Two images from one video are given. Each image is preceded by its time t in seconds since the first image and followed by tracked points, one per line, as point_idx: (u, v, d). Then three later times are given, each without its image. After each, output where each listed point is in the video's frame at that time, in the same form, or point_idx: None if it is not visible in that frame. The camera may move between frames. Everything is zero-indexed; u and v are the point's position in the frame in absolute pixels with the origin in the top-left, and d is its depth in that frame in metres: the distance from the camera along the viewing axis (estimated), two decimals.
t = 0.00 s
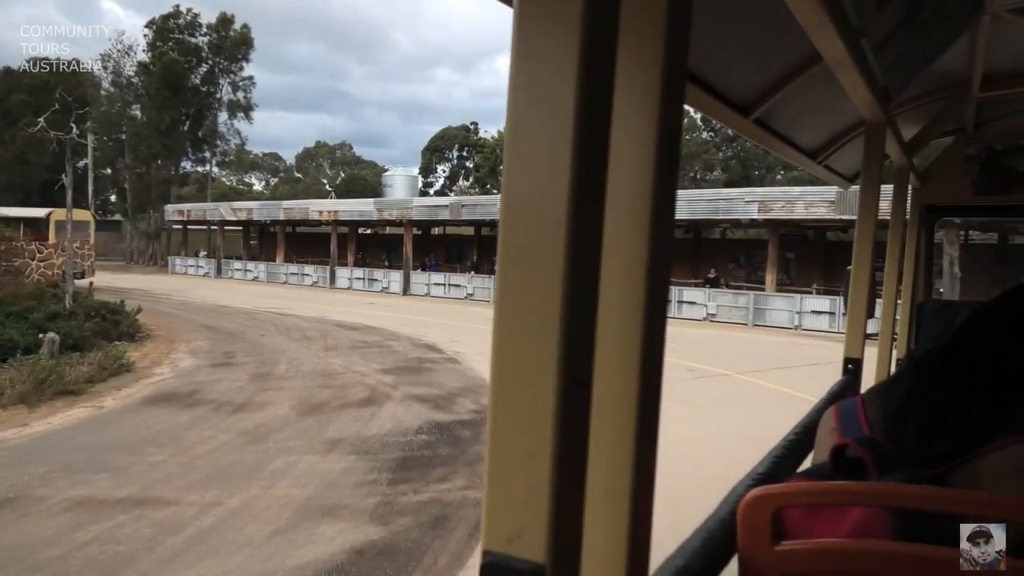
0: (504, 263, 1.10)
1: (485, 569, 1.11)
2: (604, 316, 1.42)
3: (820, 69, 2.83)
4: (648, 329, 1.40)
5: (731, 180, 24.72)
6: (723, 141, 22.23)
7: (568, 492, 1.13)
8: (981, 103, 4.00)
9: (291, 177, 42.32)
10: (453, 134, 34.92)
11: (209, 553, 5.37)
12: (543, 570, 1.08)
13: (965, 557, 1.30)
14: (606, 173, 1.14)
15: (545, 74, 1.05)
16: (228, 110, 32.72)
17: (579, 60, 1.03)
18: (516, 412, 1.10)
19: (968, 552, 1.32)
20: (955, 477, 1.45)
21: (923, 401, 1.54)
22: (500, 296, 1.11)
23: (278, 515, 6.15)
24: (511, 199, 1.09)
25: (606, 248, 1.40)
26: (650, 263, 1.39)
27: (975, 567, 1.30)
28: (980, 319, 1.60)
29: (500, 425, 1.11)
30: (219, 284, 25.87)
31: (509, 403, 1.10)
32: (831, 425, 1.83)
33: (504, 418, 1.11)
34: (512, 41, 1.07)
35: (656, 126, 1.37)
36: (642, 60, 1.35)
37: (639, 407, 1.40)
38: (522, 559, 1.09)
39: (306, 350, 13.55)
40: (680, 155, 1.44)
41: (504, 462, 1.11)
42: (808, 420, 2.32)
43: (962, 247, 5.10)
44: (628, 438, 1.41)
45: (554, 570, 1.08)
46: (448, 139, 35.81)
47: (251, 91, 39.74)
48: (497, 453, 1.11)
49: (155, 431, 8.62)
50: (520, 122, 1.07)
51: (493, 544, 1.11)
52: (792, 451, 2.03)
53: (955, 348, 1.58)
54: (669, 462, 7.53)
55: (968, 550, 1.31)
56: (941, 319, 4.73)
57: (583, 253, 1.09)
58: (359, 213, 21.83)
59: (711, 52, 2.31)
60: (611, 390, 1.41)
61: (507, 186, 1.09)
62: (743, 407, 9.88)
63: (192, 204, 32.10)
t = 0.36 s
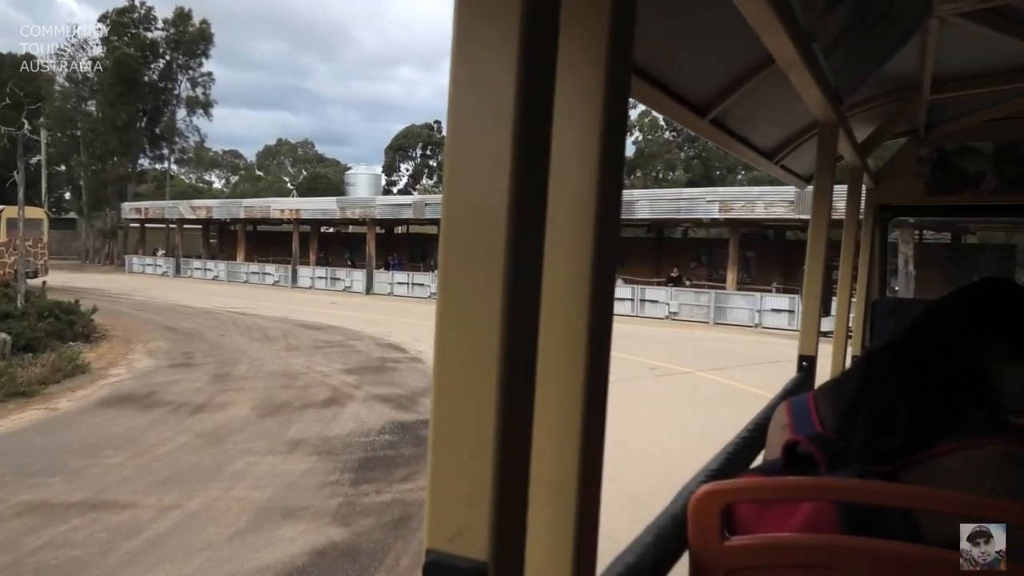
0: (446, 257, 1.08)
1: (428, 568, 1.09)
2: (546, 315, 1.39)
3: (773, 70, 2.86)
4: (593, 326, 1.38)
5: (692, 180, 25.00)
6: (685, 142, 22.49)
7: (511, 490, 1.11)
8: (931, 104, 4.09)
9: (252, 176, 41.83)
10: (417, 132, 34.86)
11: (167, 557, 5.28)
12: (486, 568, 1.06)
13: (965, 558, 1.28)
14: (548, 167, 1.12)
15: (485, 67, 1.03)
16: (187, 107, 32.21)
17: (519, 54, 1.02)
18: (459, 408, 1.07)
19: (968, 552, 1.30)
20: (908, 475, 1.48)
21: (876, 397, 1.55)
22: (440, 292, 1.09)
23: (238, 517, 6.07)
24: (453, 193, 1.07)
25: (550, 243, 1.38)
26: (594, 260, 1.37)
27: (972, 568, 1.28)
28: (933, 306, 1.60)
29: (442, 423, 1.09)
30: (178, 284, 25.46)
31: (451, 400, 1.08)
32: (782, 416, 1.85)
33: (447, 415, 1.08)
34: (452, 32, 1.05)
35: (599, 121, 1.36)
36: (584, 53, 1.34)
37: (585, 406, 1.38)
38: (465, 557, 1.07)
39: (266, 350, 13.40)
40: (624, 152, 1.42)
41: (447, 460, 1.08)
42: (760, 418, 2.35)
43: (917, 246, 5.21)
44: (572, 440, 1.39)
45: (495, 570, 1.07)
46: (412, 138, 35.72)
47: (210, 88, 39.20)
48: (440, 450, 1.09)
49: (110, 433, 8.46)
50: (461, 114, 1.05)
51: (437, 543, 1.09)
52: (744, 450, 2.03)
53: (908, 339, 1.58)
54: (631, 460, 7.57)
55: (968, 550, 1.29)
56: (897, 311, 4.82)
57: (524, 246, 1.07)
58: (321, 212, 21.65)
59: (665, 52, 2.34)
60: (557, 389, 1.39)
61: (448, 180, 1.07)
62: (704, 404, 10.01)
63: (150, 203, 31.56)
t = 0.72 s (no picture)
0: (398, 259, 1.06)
1: (382, 570, 1.08)
2: (503, 315, 1.34)
3: (737, 72, 2.89)
4: (550, 329, 1.33)
5: (662, 180, 25.18)
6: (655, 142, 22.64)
7: (466, 493, 1.10)
8: (892, 106, 4.15)
9: (221, 174, 41.38)
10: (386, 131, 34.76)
11: (132, 562, 5.20)
12: (440, 569, 1.06)
13: (965, 557, 1.29)
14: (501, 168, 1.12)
15: (436, 68, 1.02)
16: (153, 104, 31.78)
17: (472, 56, 1.01)
18: (414, 411, 1.07)
19: (968, 552, 1.30)
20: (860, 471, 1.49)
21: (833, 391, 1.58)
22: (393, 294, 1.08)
23: (205, 520, 6.00)
24: (404, 193, 1.06)
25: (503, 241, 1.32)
26: (552, 260, 1.31)
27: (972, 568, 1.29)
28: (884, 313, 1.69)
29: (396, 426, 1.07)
30: (144, 284, 25.10)
31: (406, 402, 1.07)
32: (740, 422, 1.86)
33: (400, 416, 1.07)
34: (405, 33, 1.04)
35: (554, 116, 1.29)
36: (539, 45, 1.27)
37: (541, 412, 1.33)
38: (418, 558, 1.06)
39: (235, 351, 13.25)
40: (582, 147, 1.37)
41: (402, 463, 1.07)
42: (723, 416, 2.36)
43: (882, 246, 5.28)
44: (531, 447, 1.34)
45: (449, 571, 1.06)
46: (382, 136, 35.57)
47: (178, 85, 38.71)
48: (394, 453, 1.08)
49: (74, 435, 8.31)
50: (413, 116, 1.04)
51: (390, 545, 1.08)
52: (706, 449, 2.04)
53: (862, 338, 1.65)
54: (602, 460, 7.59)
55: (967, 550, 1.29)
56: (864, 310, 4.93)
57: (476, 247, 1.06)
58: (290, 211, 21.47)
59: (629, 51, 2.34)
60: (513, 394, 1.33)
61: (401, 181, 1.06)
62: (673, 404, 10.08)
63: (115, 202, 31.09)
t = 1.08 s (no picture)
0: (345, 258, 1.05)
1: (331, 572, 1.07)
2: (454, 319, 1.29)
3: (699, 74, 2.91)
4: (503, 330, 1.30)
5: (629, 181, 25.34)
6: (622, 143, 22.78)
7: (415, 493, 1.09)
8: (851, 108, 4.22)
9: (184, 173, 40.82)
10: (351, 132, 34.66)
11: (91, 567, 5.10)
12: (388, 571, 1.04)
13: (965, 558, 1.30)
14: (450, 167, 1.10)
15: (382, 67, 1.01)
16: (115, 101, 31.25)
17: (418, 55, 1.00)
18: (361, 411, 1.05)
19: (968, 551, 1.30)
20: (815, 469, 1.49)
21: (797, 390, 1.59)
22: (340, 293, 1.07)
23: (167, 524, 5.90)
24: (352, 192, 1.04)
25: (454, 241, 1.29)
26: (504, 260, 1.29)
27: (975, 566, 1.30)
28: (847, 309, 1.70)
29: (345, 426, 1.06)
30: (105, 284, 24.65)
31: (354, 402, 1.06)
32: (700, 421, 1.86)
33: (349, 418, 1.06)
34: (352, 31, 1.03)
35: (506, 113, 1.27)
36: (491, 42, 1.25)
37: (492, 413, 1.31)
38: (367, 560, 1.05)
39: (198, 352, 13.07)
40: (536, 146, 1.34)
41: (350, 464, 1.06)
42: (685, 415, 2.37)
43: (843, 246, 5.37)
44: (485, 447, 1.32)
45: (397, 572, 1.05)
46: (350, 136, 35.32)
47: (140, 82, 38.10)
48: (342, 456, 1.06)
49: (32, 439, 8.13)
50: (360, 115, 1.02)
51: (337, 547, 1.07)
52: (666, 449, 2.03)
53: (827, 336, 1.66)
54: (569, 460, 7.61)
55: (969, 550, 1.29)
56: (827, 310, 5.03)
57: (424, 247, 1.05)
58: (256, 210, 21.24)
59: (589, 51, 2.35)
60: (466, 396, 1.31)
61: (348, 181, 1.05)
62: (639, 403, 10.15)
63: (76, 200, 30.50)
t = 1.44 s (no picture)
0: (297, 261, 1.04)
1: None
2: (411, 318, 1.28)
3: (662, 76, 2.93)
4: (462, 332, 1.29)
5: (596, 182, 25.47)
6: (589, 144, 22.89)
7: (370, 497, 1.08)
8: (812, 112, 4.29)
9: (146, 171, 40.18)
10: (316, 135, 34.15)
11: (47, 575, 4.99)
12: None
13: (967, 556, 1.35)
14: (406, 168, 1.09)
15: (334, 66, 0.99)
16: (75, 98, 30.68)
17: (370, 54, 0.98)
18: (315, 417, 1.03)
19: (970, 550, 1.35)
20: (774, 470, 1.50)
21: (755, 393, 1.60)
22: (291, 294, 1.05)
23: (127, 530, 5.80)
24: (305, 193, 1.03)
25: (411, 242, 1.28)
26: (462, 261, 1.28)
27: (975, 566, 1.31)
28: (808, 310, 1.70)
29: (298, 431, 1.04)
30: (64, 285, 24.17)
31: (307, 406, 1.04)
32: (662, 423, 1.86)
33: (301, 422, 1.04)
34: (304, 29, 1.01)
35: (465, 111, 1.25)
36: (447, 40, 1.23)
37: (451, 416, 1.29)
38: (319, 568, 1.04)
39: (160, 353, 12.86)
40: (494, 145, 1.33)
41: (301, 469, 1.05)
42: (648, 416, 2.38)
43: (806, 246, 5.41)
44: (443, 449, 1.30)
45: None
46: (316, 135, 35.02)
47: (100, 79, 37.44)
48: (293, 462, 1.05)
49: None
50: (312, 115, 1.01)
51: (290, 556, 1.05)
52: (630, 449, 2.04)
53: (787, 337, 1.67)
54: (535, 461, 7.61)
55: (968, 550, 1.29)
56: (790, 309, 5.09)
57: (381, 247, 1.03)
58: (219, 210, 20.97)
59: (550, 51, 2.35)
60: (424, 400, 1.30)
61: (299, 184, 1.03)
62: (606, 403, 10.21)
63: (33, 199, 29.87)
